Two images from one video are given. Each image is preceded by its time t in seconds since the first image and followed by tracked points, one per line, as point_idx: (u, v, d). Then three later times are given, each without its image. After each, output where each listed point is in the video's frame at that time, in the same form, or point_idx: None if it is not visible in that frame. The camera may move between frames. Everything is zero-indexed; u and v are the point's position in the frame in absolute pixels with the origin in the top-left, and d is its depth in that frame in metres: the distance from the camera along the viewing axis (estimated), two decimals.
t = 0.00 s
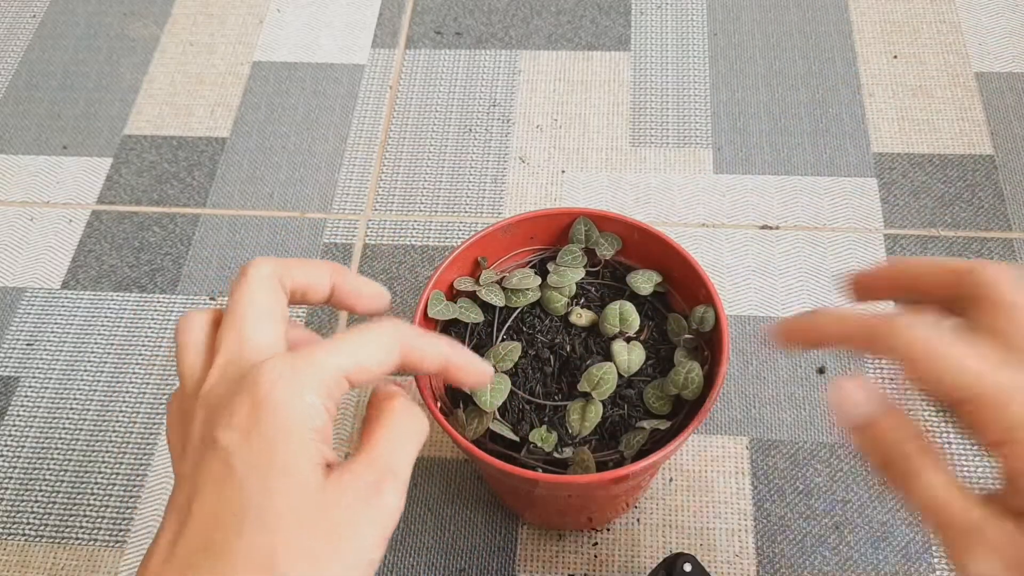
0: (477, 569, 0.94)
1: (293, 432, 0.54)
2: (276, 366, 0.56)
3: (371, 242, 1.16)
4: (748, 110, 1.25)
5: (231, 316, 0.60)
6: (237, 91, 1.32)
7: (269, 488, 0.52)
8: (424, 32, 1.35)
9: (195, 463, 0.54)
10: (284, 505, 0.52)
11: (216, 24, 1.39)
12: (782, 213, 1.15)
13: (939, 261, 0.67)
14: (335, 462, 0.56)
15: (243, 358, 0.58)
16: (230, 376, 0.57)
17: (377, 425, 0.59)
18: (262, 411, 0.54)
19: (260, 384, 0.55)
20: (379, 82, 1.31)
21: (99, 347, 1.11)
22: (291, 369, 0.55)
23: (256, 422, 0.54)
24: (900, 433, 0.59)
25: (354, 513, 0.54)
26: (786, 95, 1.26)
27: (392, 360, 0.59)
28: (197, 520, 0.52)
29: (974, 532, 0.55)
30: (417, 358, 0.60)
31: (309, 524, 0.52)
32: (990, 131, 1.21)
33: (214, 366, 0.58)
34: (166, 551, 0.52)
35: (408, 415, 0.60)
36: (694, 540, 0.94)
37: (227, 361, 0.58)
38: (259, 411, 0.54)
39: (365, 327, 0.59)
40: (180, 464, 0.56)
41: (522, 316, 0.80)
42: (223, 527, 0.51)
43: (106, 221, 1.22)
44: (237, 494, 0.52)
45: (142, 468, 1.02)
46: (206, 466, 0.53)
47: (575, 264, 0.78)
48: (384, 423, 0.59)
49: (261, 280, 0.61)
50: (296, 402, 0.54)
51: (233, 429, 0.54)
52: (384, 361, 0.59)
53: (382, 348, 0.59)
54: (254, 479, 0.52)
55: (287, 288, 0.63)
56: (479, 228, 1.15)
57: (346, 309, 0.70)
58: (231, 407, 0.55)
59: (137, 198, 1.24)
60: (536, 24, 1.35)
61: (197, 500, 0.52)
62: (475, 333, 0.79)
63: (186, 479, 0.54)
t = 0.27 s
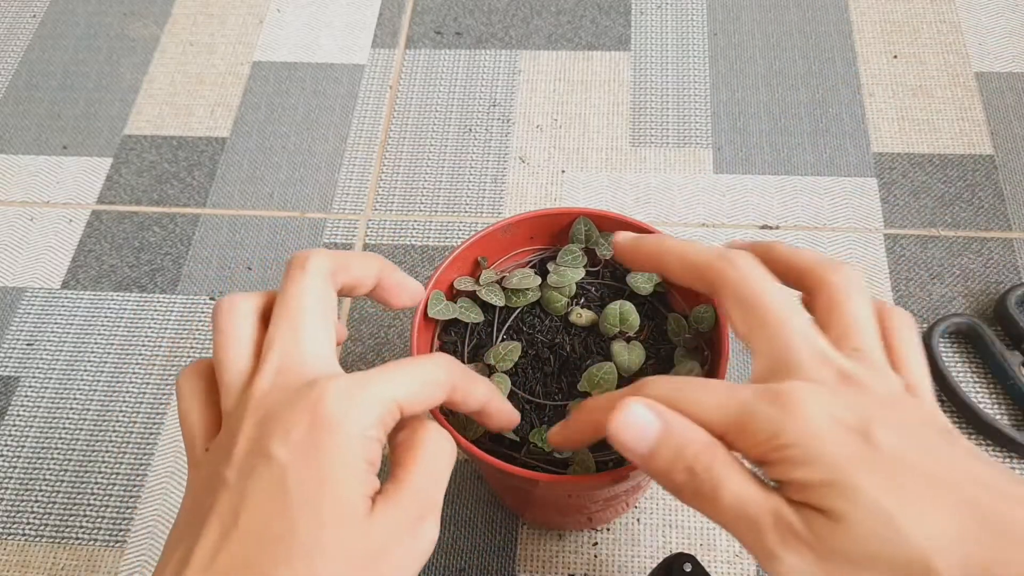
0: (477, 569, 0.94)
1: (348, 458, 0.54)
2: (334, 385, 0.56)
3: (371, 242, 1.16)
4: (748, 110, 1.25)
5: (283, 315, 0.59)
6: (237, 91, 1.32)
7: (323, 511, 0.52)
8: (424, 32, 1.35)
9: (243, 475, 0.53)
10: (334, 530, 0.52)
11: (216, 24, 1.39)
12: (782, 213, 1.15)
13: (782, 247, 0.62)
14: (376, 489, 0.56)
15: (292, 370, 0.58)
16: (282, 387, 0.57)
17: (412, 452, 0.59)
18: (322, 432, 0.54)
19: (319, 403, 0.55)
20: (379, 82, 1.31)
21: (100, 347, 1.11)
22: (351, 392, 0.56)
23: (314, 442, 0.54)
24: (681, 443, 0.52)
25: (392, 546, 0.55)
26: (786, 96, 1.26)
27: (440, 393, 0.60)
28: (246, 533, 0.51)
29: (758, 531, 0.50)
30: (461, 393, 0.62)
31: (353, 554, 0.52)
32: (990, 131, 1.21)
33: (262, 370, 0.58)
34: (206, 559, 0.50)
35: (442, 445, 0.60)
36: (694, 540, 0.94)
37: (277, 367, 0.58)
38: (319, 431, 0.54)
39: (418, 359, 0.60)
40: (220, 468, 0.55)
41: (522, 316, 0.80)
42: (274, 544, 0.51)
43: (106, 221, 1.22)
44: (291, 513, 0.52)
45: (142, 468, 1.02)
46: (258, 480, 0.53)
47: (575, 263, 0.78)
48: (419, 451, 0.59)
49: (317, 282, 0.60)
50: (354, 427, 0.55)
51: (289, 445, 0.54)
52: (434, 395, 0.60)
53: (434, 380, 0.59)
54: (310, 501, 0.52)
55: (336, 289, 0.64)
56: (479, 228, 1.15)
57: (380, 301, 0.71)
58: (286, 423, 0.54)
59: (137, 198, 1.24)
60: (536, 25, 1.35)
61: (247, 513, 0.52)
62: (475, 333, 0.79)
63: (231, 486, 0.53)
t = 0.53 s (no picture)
0: (477, 569, 0.94)
1: (365, 459, 0.54)
2: (355, 385, 0.56)
3: (371, 241, 1.16)
4: (747, 110, 1.25)
5: (306, 308, 0.59)
6: (237, 91, 1.32)
7: (337, 510, 0.52)
8: (424, 32, 1.36)
9: (258, 469, 0.53)
10: (346, 531, 0.52)
11: (216, 24, 1.39)
12: (782, 213, 1.15)
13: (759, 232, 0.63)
14: (387, 492, 0.57)
15: (309, 366, 0.58)
16: (301, 383, 0.57)
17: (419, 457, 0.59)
18: (340, 432, 0.54)
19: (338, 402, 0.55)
20: (379, 82, 1.31)
21: (99, 347, 1.11)
22: (372, 394, 0.56)
23: (332, 441, 0.54)
24: (655, 416, 0.56)
25: (399, 549, 0.55)
26: (786, 96, 1.26)
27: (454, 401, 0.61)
28: (258, 527, 0.51)
29: (723, 499, 0.54)
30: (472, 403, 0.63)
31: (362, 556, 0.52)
32: (990, 131, 1.21)
33: (279, 364, 0.57)
34: (216, 551, 0.50)
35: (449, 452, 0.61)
36: (694, 540, 0.94)
37: (296, 362, 0.58)
38: (338, 430, 0.54)
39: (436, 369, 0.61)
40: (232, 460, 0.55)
41: (522, 316, 0.80)
42: (287, 541, 0.50)
43: (106, 221, 1.22)
44: (306, 510, 0.51)
45: (142, 468, 1.02)
46: (272, 475, 0.52)
47: (575, 263, 0.77)
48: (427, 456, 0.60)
49: (343, 280, 0.61)
50: (374, 430, 0.55)
51: (307, 442, 0.54)
52: (448, 402, 0.60)
53: (450, 389, 0.60)
54: (326, 500, 0.52)
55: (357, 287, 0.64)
56: (479, 228, 1.15)
57: (394, 299, 0.70)
58: (304, 420, 0.54)
59: (137, 199, 1.24)
60: (536, 25, 1.35)
61: (260, 508, 0.51)
62: (475, 333, 0.79)
63: (244, 479, 0.53)
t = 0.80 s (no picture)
0: (477, 569, 0.94)
1: (370, 456, 0.54)
2: (361, 382, 0.56)
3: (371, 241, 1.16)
4: (747, 110, 1.25)
5: (312, 303, 0.59)
6: (237, 91, 1.32)
7: (343, 508, 0.52)
8: (424, 32, 1.35)
9: (263, 466, 0.53)
10: (351, 528, 0.52)
11: (216, 24, 1.39)
12: (782, 213, 1.15)
13: (749, 248, 0.64)
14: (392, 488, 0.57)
15: (315, 362, 0.58)
16: (306, 379, 0.57)
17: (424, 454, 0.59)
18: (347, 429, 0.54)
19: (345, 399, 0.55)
20: (379, 82, 1.31)
21: (100, 347, 1.11)
22: (379, 390, 0.56)
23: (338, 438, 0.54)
24: (643, 413, 0.56)
25: (403, 546, 0.56)
26: (786, 96, 1.26)
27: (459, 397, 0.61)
28: (264, 524, 0.51)
29: (706, 498, 0.54)
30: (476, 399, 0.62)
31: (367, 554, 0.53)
32: (990, 131, 1.21)
33: (285, 359, 0.57)
34: (222, 548, 0.50)
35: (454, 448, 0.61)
36: (694, 540, 0.94)
37: (302, 357, 0.58)
38: (345, 427, 0.54)
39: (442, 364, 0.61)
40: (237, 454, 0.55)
41: (522, 316, 0.80)
42: (293, 538, 0.51)
43: (106, 221, 1.22)
44: (312, 507, 0.52)
45: (142, 468, 1.02)
46: (278, 472, 0.53)
47: (575, 264, 0.77)
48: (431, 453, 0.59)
49: (349, 274, 0.61)
50: (380, 427, 0.55)
51: (314, 438, 0.54)
52: (453, 399, 0.60)
53: (456, 386, 0.60)
54: (332, 497, 0.52)
55: (362, 282, 0.64)
56: (479, 228, 1.15)
57: (398, 295, 0.70)
58: (310, 416, 0.54)
59: (137, 198, 1.24)
60: (536, 25, 1.35)
61: (266, 505, 0.51)
62: (476, 333, 0.79)
63: (249, 474, 0.53)
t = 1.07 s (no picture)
0: (477, 569, 0.94)
1: (371, 452, 0.54)
2: (362, 379, 0.56)
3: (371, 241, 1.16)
4: (748, 110, 1.25)
5: (313, 301, 0.59)
6: (237, 91, 1.32)
7: (343, 505, 0.52)
8: (424, 32, 1.35)
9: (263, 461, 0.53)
10: (353, 525, 0.52)
11: (216, 24, 1.39)
12: (782, 213, 1.15)
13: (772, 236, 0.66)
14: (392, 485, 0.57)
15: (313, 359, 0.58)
16: (306, 376, 0.57)
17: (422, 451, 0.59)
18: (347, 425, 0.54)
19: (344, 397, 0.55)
20: (379, 82, 1.31)
21: (99, 347, 1.11)
22: (379, 387, 0.56)
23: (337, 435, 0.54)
24: (661, 392, 0.56)
25: (403, 543, 0.56)
26: (786, 96, 1.26)
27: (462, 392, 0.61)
28: (266, 520, 0.51)
29: (727, 483, 0.54)
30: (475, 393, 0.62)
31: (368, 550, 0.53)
32: (991, 131, 1.21)
33: (285, 356, 0.57)
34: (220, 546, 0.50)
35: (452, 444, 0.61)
36: (694, 540, 0.94)
37: (302, 355, 0.58)
38: (345, 424, 0.54)
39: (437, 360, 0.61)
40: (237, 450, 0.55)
41: (522, 315, 0.80)
42: (292, 535, 0.51)
43: (106, 221, 1.22)
44: (313, 504, 0.52)
45: (142, 468, 1.02)
46: (278, 469, 0.53)
47: (576, 264, 0.77)
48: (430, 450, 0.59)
49: (349, 273, 0.61)
50: (380, 424, 0.55)
51: (313, 435, 0.54)
52: (453, 396, 0.60)
53: (456, 383, 0.60)
54: (332, 494, 0.52)
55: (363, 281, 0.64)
56: (479, 228, 1.15)
57: (399, 295, 0.70)
58: (309, 414, 0.54)
59: (137, 198, 1.24)
60: (536, 25, 1.35)
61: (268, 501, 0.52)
62: (476, 333, 0.79)
63: (248, 471, 0.53)
